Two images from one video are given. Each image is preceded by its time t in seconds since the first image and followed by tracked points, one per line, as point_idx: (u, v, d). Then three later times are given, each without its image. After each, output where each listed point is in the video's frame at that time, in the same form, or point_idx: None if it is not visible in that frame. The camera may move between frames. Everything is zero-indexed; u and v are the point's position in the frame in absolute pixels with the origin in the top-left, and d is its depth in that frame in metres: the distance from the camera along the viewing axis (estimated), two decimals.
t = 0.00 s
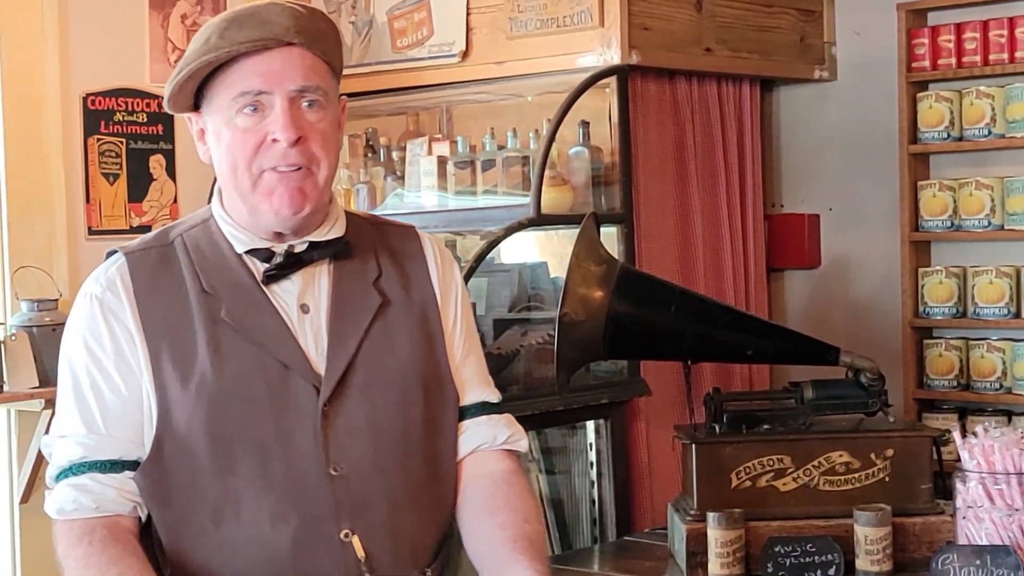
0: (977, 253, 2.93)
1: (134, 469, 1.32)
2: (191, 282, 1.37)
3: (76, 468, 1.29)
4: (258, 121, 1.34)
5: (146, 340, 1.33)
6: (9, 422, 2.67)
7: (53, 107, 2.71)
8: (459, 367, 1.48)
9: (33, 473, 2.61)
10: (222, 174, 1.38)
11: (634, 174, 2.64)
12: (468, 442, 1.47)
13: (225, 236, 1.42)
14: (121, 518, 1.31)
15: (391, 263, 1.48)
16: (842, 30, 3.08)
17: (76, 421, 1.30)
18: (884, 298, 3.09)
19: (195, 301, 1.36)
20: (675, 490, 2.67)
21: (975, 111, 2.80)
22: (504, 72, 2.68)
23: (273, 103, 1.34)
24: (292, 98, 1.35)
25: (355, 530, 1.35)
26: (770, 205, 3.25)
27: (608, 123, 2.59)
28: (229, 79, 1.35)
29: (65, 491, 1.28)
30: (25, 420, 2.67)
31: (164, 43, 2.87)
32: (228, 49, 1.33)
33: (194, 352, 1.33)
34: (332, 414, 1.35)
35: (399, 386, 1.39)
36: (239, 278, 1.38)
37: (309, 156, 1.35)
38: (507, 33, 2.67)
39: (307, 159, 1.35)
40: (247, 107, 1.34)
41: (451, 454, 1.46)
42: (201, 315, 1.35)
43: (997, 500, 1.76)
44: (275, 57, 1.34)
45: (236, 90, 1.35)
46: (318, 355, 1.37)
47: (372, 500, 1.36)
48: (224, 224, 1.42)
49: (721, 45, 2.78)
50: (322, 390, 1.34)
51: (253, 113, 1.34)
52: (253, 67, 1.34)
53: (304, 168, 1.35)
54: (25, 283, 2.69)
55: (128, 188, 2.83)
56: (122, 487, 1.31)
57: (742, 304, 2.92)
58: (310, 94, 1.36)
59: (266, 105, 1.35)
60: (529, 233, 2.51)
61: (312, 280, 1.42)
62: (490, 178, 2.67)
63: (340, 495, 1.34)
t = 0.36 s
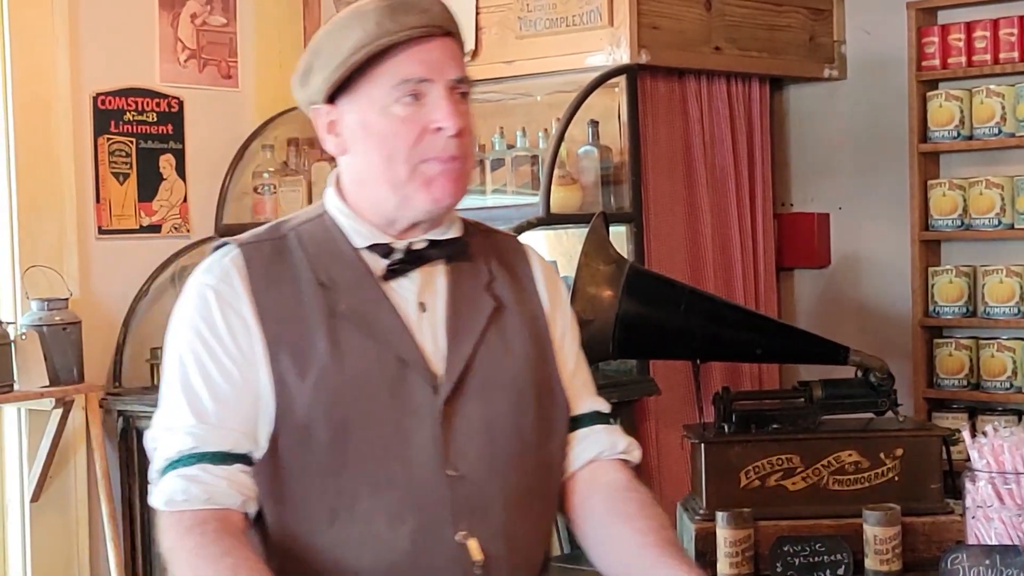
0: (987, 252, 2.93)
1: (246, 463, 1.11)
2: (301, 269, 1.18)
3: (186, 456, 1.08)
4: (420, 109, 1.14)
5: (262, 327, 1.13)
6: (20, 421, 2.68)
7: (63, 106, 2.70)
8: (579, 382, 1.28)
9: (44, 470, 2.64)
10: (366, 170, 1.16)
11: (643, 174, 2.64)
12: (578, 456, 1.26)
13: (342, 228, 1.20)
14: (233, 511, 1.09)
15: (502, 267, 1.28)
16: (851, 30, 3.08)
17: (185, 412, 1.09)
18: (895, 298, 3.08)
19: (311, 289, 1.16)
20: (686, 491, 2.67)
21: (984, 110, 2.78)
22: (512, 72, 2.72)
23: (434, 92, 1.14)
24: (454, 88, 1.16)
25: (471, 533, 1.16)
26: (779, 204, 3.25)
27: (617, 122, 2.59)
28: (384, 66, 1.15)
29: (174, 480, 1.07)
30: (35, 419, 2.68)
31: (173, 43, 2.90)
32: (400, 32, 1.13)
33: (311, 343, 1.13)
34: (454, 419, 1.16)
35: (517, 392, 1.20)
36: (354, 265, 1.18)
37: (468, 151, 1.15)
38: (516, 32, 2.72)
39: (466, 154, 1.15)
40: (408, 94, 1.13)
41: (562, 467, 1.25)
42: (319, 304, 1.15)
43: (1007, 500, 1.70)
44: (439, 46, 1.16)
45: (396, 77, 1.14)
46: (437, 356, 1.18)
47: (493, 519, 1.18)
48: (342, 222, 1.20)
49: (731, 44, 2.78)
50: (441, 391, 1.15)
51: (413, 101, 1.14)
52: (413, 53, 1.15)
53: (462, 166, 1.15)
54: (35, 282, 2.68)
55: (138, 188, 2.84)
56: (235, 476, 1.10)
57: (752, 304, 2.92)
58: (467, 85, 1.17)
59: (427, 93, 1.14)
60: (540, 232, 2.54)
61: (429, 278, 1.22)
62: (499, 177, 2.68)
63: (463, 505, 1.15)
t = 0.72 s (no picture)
0: (994, 252, 2.92)
1: (377, 449, 1.21)
2: (442, 266, 1.31)
3: (322, 439, 1.18)
4: (594, 95, 1.31)
5: (403, 323, 1.26)
6: (26, 421, 2.68)
7: (69, 106, 2.72)
8: (698, 382, 1.43)
9: (50, 470, 2.65)
10: (536, 152, 1.32)
11: (647, 173, 2.64)
12: (707, 461, 1.42)
13: (480, 218, 1.36)
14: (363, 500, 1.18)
15: (630, 279, 1.43)
16: (858, 28, 3.07)
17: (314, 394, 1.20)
18: (902, 298, 3.07)
19: (455, 287, 1.30)
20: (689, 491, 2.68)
21: (992, 109, 2.77)
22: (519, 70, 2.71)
23: (606, 80, 1.32)
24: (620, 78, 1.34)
25: (611, 544, 1.29)
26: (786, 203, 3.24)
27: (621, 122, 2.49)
28: (563, 54, 1.31)
29: (311, 462, 1.16)
30: (41, 419, 2.69)
31: (179, 42, 2.90)
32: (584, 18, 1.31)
33: (454, 339, 1.27)
34: (593, 423, 1.29)
35: (645, 398, 1.35)
36: (500, 269, 1.33)
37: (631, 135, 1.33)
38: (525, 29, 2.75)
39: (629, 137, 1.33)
40: (586, 81, 1.30)
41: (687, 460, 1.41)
42: (463, 304, 1.28)
43: (1013, 501, 1.68)
44: (607, 37, 1.34)
45: (575, 62, 1.31)
46: (574, 356, 1.32)
47: (624, 516, 1.31)
48: (492, 214, 1.36)
49: (738, 43, 2.77)
50: (581, 397, 1.29)
51: (588, 88, 1.31)
52: (589, 42, 1.32)
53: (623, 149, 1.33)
54: (41, 283, 2.69)
55: (144, 188, 2.85)
56: (370, 464, 1.19)
57: (757, 304, 2.91)
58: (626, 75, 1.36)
59: (599, 80, 1.32)
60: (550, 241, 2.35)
61: (569, 281, 1.37)
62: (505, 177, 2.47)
63: (598, 506, 1.28)
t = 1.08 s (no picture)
0: (992, 251, 2.91)
1: (425, 450, 1.19)
2: (475, 270, 1.31)
3: (372, 442, 1.16)
4: (636, 92, 1.33)
5: (444, 327, 1.26)
6: (21, 420, 2.68)
7: (65, 104, 2.72)
8: (724, 379, 1.45)
9: (46, 469, 2.65)
10: (581, 150, 1.33)
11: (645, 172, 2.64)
12: (744, 448, 1.44)
13: (510, 212, 1.37)
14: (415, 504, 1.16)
15: (656, 280, 1.45)
16: (856, 26, 3.07)
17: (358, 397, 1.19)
18: (902, 297, 3.06)
19: (490, 292, 1.30)
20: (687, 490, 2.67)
21: (990, 107, 2.76)
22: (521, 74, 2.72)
23: (647, 76, 1.34)
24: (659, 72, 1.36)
25: (639, 558, 1.33)
26: (785, 203, 3.24)
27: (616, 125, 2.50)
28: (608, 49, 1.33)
29: (366, 466, 1.13)
30: (37, 419, 2.68)
31: (176, 40, 2.90)
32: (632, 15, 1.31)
33: (492, 345, 1.27)
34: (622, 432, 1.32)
35: (669, 406, 1.38)
36: (535, 273, 1.33)
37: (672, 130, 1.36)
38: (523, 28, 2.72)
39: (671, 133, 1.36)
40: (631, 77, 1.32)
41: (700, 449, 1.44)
42: (499, 310, 1.29)
43: (1011, 500, 1.68)
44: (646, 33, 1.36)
45: (619, 58, 1.32)
46: (602, 362, 1.34)
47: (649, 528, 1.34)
48: (525, 213, 1.36)
49: (736, 41, 2.77)
50: (611, 408, 1.31)
51: (632, 84, 1.33)
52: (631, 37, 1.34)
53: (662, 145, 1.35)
54: (37, 282, 2.69)
55: (140, 186, 2.84)
56: (423, 468, 1.17)
57: (756, 302, 2.91)
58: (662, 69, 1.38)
59: (641, 76, 1.34)
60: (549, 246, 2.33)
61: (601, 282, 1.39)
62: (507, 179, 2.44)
63: (626, 518, 1.31)
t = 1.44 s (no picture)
0: (988, 252, 2.92)
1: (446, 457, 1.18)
2: (473, 280, 1.31)
3: (398, 451, 1.15)
4: (656, 109, 1.33)
5: (448, 336, 1.26)
6: (18, 422, 2.68)
7: (62, 105, 2.72)
8: (713, 389, 1.45)
9: (42, 471, 2.65)
10: (603, 168, 1.32)
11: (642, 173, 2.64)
12: (738, 456, 1.43)
13: (507, 220, 1.36)
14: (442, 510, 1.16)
15: (652, 290, 1.44)
16: (853, 27, 3.07)
17: (371, 403, 1.19)
18: (899, 299, 3.07)
19: (489, 304, 1.29)
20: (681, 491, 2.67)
21: (986, 109, 2.77)
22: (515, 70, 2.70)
23: (665, 93, 1.34)
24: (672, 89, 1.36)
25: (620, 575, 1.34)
26: (782, 204, 3.24)
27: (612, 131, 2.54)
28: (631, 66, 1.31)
29: (397, 476, 1.12)
30: (33, 421, 2.68)
31: (172, 41, 2.90)
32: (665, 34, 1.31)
33: (492, 357, 1.27)
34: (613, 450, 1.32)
35: (662, 420, 1.38)
36: (534, 284, 1.33)
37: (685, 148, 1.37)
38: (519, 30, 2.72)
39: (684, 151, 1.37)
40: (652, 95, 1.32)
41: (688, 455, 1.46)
42: (497, 323, 1.28)
43: (1006, 502, 1.68)
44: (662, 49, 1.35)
45: (644, 76, 1.31)
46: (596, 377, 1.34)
47: (635, 542, 1.35)
48: (526, 225, 1.35)
49: (733, 43, 2.77)
50: (604, 423, 1.31)
51: (651, 102, 1.32)
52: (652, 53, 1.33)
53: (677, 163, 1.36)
54: (32, 283, 2.70)
55: (137, 187, 2.85)
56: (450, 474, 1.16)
57: (753, 304, 2.91)
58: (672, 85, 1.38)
59: (659, 94, 1.33)
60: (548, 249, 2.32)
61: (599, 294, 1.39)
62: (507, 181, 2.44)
63: (611, 533, 1.32)
